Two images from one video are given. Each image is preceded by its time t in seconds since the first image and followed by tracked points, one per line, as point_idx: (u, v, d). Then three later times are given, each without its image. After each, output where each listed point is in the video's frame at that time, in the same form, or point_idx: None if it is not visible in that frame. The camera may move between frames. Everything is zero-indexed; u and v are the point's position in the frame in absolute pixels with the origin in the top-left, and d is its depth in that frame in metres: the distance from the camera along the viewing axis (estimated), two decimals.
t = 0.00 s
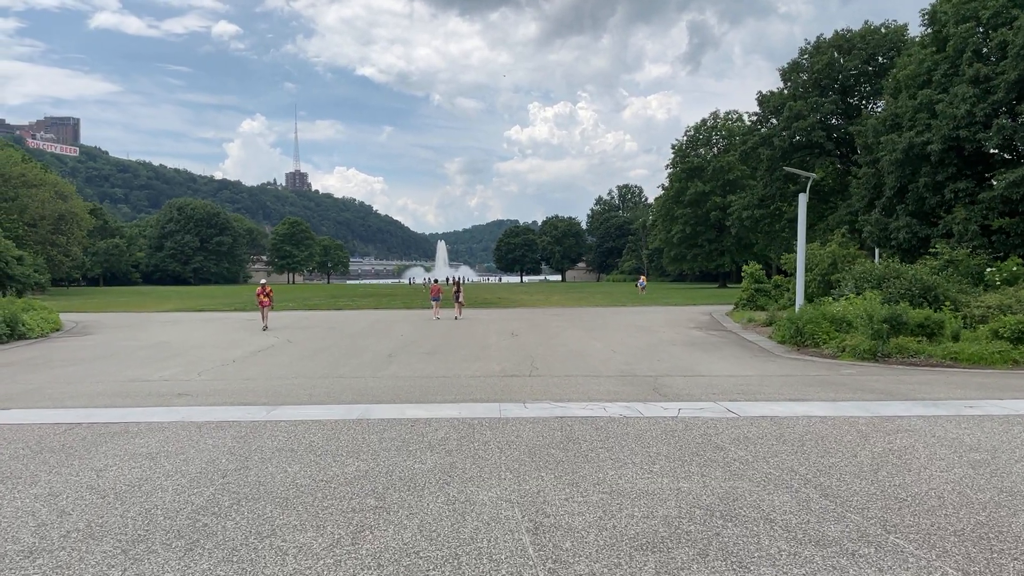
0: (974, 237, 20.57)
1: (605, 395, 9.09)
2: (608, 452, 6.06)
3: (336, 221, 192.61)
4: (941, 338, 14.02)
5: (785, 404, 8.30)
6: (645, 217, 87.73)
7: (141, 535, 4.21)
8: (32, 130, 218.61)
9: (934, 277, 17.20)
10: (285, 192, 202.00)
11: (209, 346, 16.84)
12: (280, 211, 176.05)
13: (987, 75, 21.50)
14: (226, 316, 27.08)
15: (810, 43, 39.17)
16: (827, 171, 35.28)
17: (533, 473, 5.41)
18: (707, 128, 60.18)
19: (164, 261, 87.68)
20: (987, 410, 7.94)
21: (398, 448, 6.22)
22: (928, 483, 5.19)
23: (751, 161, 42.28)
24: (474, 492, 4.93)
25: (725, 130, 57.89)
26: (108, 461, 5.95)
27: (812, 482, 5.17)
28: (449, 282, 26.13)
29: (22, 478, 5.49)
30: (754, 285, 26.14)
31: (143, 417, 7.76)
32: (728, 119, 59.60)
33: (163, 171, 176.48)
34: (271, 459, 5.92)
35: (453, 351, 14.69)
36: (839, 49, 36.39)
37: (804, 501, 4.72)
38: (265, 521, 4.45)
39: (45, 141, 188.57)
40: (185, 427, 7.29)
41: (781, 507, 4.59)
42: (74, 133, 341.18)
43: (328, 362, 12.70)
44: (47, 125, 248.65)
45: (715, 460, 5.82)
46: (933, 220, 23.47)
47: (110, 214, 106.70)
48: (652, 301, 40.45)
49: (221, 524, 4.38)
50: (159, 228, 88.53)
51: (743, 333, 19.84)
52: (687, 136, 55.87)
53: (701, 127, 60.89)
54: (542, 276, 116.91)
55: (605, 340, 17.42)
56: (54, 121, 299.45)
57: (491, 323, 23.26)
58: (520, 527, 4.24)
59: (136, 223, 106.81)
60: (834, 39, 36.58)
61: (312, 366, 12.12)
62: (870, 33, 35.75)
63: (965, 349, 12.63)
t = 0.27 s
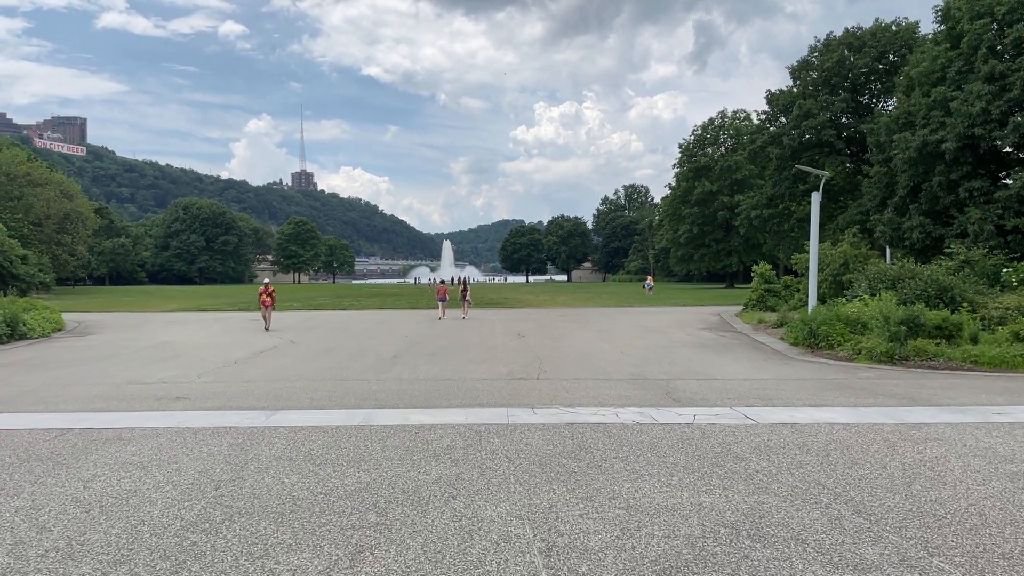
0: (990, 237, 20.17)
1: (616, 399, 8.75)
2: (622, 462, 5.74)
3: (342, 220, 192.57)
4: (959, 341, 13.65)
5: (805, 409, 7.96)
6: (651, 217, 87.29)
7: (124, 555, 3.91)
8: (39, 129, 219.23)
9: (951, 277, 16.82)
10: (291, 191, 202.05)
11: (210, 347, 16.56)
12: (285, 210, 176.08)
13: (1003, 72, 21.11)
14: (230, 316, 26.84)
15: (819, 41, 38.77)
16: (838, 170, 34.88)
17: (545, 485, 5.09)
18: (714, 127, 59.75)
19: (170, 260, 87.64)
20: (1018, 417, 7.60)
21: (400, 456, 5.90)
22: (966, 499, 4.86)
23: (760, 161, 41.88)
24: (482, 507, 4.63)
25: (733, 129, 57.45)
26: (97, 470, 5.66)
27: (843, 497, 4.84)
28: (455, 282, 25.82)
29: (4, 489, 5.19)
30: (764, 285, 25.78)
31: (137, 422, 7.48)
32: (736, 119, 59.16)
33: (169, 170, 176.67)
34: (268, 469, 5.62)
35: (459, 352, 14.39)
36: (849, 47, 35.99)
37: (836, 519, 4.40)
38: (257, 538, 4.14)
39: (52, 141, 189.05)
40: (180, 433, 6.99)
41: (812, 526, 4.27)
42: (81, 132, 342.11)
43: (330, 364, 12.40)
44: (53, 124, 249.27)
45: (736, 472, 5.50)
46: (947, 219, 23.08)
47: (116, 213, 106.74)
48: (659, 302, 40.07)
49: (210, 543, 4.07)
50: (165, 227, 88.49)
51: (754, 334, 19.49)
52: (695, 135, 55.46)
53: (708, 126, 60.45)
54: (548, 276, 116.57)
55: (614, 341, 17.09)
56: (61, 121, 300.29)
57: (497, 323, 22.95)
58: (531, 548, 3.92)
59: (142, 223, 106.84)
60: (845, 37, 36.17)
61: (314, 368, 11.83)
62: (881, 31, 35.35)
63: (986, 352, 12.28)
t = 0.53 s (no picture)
0: (1003, 236, 19.82)
1: (625, 402, 8.44)
2: (633, 471, 5.43)
3: (346, 220, 192.48)
4: (975, 341, 13.31)
5: (821, 413, 7.66)
6: (656, 216, 86.86)
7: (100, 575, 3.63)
8: (44, 129, 219.60)
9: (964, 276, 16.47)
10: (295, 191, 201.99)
11: (210, 347, 16.30)
12: (290, 210, 176.04)
13: (1016, 68, 20.75)
14: (232, 316, 26.59)
15: (827, 38, 38.38)
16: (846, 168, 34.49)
17: (551, 497, 4.80)
18: (720, 126, 59.34)
19: (174, 259, 87.54)
20: None
21: (399, 464, 5.62)
22: (1003, 512, 4.55)
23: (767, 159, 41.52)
24: (486, 521, 4.34)
25: (739, 127, 57.04)
26: (80, 479, 5.38)
27: (872, 511, 4.54)
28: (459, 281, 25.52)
29: None
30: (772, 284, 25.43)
31: (128, 427, 7.19)
32: (742, 117, 58.75)
33: (174, 170, 176.77)
34: (260, 477, 5.33)
35: (462, 353, 14.10)
36: (857, 43, 35.61)
37: (866, 536, 4.09)
38: (242, 556, 3.86)
39: (56, 140, 189.23)
40: (171, 438, 6.70)
41: (840, 544, 3.97)
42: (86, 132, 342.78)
43: (330, 365, 12.12)
44: (59, 124, 249.73)
45: (754, 482, 5.18)
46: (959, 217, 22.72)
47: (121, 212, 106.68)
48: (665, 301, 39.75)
49: (194, 561, 3.79)
50: (170, 226, 88.40)
51: (762, 334, 19.16)
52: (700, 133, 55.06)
53: (714, 124, 60.04)
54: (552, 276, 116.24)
55: (620, 341, 16.78)
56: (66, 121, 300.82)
57: (502, 323, 22.64)
58: (537, 569, 3.62)
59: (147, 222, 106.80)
60: (853, 33, 35.78)
61: (314, 370, 11.54)
62: (889, 27, 34.94)
63: (1004, 353, 11.94)
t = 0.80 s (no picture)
0: (1014, 236, 19.48)
1: (632, 409, 8.14)
2: (643, 485, 5.13)
3: (349, 221, 192.34)
4: (989, 345, 13.00)
5: (836, 421, 7.36)
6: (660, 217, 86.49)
7: None
8: (47, 129, 219.89)
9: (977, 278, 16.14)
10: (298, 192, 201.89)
11: (209, 349, 16.03)
12: (293, 210, 175.93)
13: None
14: (232, 317, 26.33)
15: (833, 37, 38.05)
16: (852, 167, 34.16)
17: (557, 514, 4.51)
18: (724, 126, 58.98)
19: (177, 260, 87.39)
20: None
21: (396, 477, 5.33)
22: None
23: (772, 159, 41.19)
24: (488, 543, 4.05)
25: (743, 127, 56.70)
26: (60, 493, 5.10)
27: (901, 532, 4.24)
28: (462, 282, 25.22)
29: None
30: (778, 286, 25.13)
31: (115, 435, 6.91)
32: (747, 117, 58.41)
33: (177, 171, 176.76)
34: (249, 492, 5.04)
35: (464, 356, 13.82)
36: (864, 42, 35.28)
37: (897, 561, 3.79)
38: None
39: (60, 140, 189.41)
40: (159, 448, 6.41)
41: (869, 571, 3.68)
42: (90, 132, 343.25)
43: (328, 369, 11.83)
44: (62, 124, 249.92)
45: (772, 497, 4.89)
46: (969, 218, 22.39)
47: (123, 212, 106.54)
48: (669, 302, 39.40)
49: None
50: (172, 227, 88.26)
51: (770, 336, 18.85)
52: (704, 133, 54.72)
53: (718, 124, 59.68)
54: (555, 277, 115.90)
55: (624, 344, 16.48)
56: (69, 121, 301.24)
57: (504, 325, 22.35)
58: None
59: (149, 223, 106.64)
60: (859, 32, 35.44)
61: (312, 373, 11.27)
62: (896, 26, 34.61)
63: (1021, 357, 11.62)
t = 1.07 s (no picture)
0: None
1: (639, 414, 7.88)
2: (656, 496, 4.87)
3: (351, 221, 192.19)
4: (1002, 346, 12.71)
5: (852, 427, 7.09)
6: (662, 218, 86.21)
7: None
8: (50, 130, 220.18)
9: (988, 277, 15.85)
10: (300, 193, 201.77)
11: (208, 351, 15.82)
12: (295, 211, 175.83)
13: None
14: (233, 318, 26.06)
15: (838, 35, 37.77)
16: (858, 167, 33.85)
17: (565, 528, 4.25)
18: (727, 125, 58.67)
19: (178, 260, 87.24)
20: None
21: (394, 487, 5.07)
22: None
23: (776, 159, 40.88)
24: (494, 561, 3.78)
25: (746, 127, 56.42)
26: (40, 504, 4.84)
27: (932, 549, 3.97)
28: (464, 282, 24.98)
29: None
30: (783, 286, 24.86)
31: (103, 441, 6.65)
32: (750, 117, 58.10)
33: (179, 171, 176.72)
34: (239, 503, 4.78)
35: (468, 358, 13.55)
36: (869, 41, 34.99)
37: None
38: None
39: (62, 141, 189.52)
40: (148, 455, 6.15)
41: None
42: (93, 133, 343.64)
43: (327, 372, 11.56)
44: (65, 125, 250.23)
45: (792, 510, 4.63)
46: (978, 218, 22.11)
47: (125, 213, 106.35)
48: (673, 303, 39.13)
49: None
50: (174, 227, 88.11)
51: (777, 338, 18.59)
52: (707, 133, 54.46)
53: (721, 124, 59.37)
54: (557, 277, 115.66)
55: (629, 345, 16.23)
56: (72, 122, 301.50)
57: (507, 326, 22.10)
58: None
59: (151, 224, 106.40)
60: (864, 30, 35.17)
61: (311, 376, 11.02)
62: (902, 24, 34.31)
63: None
